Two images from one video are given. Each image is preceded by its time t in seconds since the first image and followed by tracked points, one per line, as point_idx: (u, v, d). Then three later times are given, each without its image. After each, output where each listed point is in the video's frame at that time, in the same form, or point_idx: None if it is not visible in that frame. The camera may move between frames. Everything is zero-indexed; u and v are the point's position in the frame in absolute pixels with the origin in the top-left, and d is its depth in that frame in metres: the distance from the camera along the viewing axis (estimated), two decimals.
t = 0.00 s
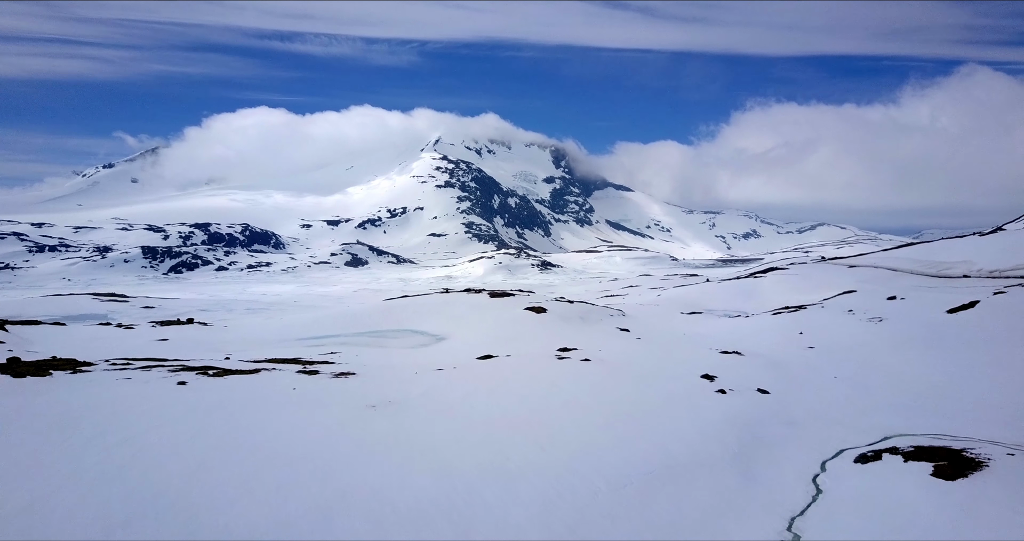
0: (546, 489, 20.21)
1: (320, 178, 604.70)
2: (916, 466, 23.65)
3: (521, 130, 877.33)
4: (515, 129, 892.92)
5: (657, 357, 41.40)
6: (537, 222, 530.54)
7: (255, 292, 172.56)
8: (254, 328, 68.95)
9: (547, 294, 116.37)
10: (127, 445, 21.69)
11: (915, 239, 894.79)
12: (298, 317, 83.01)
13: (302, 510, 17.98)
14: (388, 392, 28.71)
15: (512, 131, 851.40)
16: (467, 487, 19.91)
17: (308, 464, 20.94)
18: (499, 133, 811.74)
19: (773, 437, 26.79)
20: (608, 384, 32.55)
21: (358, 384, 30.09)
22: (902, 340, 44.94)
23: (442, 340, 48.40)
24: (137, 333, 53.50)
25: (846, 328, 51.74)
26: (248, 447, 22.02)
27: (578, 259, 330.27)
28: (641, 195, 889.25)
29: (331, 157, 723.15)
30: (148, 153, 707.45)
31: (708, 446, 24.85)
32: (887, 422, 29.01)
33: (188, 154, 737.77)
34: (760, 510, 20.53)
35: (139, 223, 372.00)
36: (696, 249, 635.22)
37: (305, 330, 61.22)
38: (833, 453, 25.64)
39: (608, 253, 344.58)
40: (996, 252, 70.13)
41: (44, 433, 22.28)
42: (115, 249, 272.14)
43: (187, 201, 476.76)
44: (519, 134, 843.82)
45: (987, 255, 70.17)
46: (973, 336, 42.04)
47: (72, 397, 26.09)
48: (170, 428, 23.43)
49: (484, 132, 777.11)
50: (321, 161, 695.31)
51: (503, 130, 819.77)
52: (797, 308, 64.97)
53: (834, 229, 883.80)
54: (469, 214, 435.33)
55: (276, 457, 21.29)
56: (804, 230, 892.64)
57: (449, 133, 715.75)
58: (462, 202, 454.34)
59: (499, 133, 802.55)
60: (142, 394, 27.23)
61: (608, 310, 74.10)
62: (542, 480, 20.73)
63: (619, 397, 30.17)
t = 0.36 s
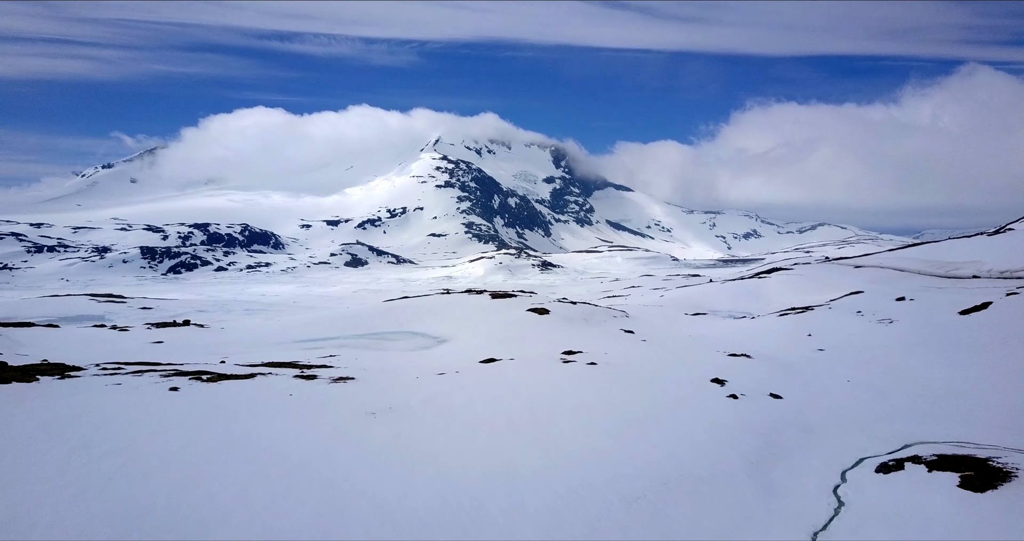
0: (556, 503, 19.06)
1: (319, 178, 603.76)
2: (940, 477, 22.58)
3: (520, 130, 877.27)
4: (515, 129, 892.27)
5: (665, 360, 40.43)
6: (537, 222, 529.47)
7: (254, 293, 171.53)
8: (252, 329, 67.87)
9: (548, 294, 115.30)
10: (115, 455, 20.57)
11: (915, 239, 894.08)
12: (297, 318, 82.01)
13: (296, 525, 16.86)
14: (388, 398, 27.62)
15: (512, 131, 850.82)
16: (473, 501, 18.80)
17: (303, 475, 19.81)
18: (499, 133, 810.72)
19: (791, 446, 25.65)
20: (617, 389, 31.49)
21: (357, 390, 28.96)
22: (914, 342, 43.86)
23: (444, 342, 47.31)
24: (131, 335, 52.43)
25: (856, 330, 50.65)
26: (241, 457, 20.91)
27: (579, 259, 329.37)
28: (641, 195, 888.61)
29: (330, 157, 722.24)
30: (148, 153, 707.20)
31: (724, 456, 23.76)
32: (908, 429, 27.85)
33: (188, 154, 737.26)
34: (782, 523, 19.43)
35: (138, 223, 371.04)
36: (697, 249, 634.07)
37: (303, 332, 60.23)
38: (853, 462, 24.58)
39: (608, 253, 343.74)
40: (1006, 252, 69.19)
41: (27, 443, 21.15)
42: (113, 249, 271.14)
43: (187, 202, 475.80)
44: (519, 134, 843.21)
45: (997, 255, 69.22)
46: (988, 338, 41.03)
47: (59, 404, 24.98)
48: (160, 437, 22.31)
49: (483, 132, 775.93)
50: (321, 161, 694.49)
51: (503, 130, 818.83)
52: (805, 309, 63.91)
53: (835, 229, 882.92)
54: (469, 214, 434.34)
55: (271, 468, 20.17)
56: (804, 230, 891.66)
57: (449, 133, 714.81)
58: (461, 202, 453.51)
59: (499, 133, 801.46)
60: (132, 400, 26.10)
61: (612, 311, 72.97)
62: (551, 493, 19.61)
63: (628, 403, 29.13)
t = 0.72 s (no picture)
0: (566, 519, 18.07)
1: (319, 178, 602.87)
2: (967, 488, 21.59)
3: (520, 130, 877.20)
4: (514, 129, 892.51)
5: (672, 363, 39.46)
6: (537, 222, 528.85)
7: (253, 293, 170.70)
8: (250, 331, 66.92)
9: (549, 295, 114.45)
10: (101, 468, 19.48)
11: (914, 239, 895.07)
12: (295, 320, 80.98)
13: None
14: (390, 405, 26.61)
15: (512, 132, 850.62)
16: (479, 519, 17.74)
17: (300, 489, 18.73)
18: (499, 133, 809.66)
19: (809, 457, 24.62)
20: (625, 394, 30.56)
21: (356, 396, 27.93)
22: (928, 345, 42.91)
23: (446, 345, 46.27)
24: (125, 338, 51.36)
25: (866, 331, 49.64)
26: (235, 470, 19.86)
27: (579, 260, 328.69)
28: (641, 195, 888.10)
29: (329, 157, 721.53)
30: (148, 154, 707.56)
31: (739, 467, 22.82)
32: (927, 438, 26.91)
33: (187, 154, 737.29)
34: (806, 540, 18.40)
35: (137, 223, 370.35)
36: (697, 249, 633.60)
37: (301, 333, 59.18)
38: (873, 472, 23.61)
39: (609, 253, 343.11)
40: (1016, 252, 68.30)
41: (9, 454, 20.11)
42: (112, 249, 270.47)
43: (186, 202, 475.10)
44: (518, 134, 843.19)
45: (1007, 256, 68.36)
46: (1004, 341, 40.06)
47: (43, 412, 23.89)
48: (149, 448, 21.17)
49: (483, 131, 774.76)
50: (321, 161, 693.96)
51: (503, 130, 817.74)
52: (811, 310, 62.97)
53: (835, 230, 883.06)
54: (469, 214, 433.34)
55: (266, 481, 19.13)
56: (804, 230, 891.64)
57: (449, 133, 714.54)
58: (462, 202, 452.81)
59: (498, 133, 801.09)
60: (121, 407, 24.98)
61: (616, 313, 71.93)
62: (562, 509, 18.65)
63: (638, 410, 28.18)
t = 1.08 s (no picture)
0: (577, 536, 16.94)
1: (319, 178, 601.75)
2: (997, 500, 20.55)
3: (520, 130, 876.72)
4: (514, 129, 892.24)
5: (680, 366, 38.46)
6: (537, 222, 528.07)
7: (252, 294, 170.09)
8: (248, 332, 65.82)
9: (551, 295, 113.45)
10: (85, 481, 18.39)
11: (913, 239, 895.57)
12: (294, 321, 79.95)
13: None
14: (391, 412, 25.59)
15: (512, 132, 850.23)
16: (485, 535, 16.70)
17: (295, 503, 17.67)
18: (499, 133, 808.94)
19: (828, 466, 23.59)
20: (635, 400, 29.62)
21: (356, 402, 26.87)
22: (941, 347, 41.90)
23: (448, 348, 45.19)
24: (119, 340, 50.22)
25: (876, 333, 48.65)
26: (228, 482, 18.78)
27: (580, 260, 328.26)
28: (641, 195, 887.63)
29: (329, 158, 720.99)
30: (147, 154, 706.90)
31: (758, 478, 21.74)
32: (950, 445, 25.86)
33: (187, 154, 736.65)
34: None
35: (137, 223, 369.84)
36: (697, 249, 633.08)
37: (299, 336, 58.06)
38: (897, 483, 22.55)
39: (609, 253, 342.63)
40: None
41: None
42: (111, 249, 269.69)
43: (186, 202, 474.49)
44: (518, 134, 842.93)
45: (1016, 256, 67.46)
46: (1020, 344, 39.10)
47: (29, 420, 22.83)
48: (139, 459, 20.13)
49: (483, 131, 774.18)
50: (320, 161, 693.53)
51: (503, 130, 816.91)
52: (819, 311, 61.97)
53: (835, 230, 882.92)
54: (470, 214, 432.45)
55: (259, 494, 18.09)
56: (804, 230, 891.60)
57: (449, 133, 714.22)
58: (461, 202, 452.12)
59: (498, 134, 800.58)
60: (110, 414, 23.94)
61: (620, 314, 70.85)
62: (572, 524, 17.57)
63: (648, 417, 27.20)
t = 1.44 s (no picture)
0: None
1: (319, 178, 600.58)
2: None
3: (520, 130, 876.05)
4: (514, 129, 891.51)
5: (690, 370, 37.53)
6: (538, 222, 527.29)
7: (252, 294, 169.17)
8: (245, 334, 64.91)
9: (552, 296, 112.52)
10: (71, 496, 17.37)
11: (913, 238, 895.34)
12: (293, 322, 79.00)
13: None
14: (393, 419, 24.63)
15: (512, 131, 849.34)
16: None
17: (291, 518, 16.69)
18: (499, 133, 807.89)
19: (849, 476, 22.63)
20: (647, 404, 28.83)
21: (357, 407, 25.94)
22: (956, 350, 40.96)
23: (449, 350, 44.24)
24: (113, 343, 49.11)
25: (886, 335, 47.76)
26: (223, 495, 17.80)
27: (580, 260, 327.46)
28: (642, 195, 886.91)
29: (329, 158, 720.04)
30: (147, 153, 706.06)
31: (777, 488, 20.86)
32: (973, 454, 24.96)
33: (186, 154, 735.92)
34: None
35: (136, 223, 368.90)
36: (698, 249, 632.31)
37: (298, 337, 56.92)
38: (921, 493, 21.63)
39: (610, 253, 341.92)
40: None
41: None
42: (110, 249, 268.65)
43: (185, 202, 473.57)
44: (518, 134, 842.29)
45: None
46: None
47: (14, 428, 21.78)
48: (128, 470, 19.07)
49: (483, 131, 773.32)
50: (320, 161, 692.64)
51: (503, 130, 816.08)
52: (826, 312, 61.03)
53: (835, 229, 882.35)
54: (470, 214, 431.39)
55: (253, 508, 17.09)
56: (805, 230, 890.81)
57: (449, 133, 713.45)
58: (462, 202, 451.31)
59: (498, 133, 799.66)
60: (100, 421, 22.89)
61: (623, 315, 69.78)
62: None
63: (659, 424, 26.26)
